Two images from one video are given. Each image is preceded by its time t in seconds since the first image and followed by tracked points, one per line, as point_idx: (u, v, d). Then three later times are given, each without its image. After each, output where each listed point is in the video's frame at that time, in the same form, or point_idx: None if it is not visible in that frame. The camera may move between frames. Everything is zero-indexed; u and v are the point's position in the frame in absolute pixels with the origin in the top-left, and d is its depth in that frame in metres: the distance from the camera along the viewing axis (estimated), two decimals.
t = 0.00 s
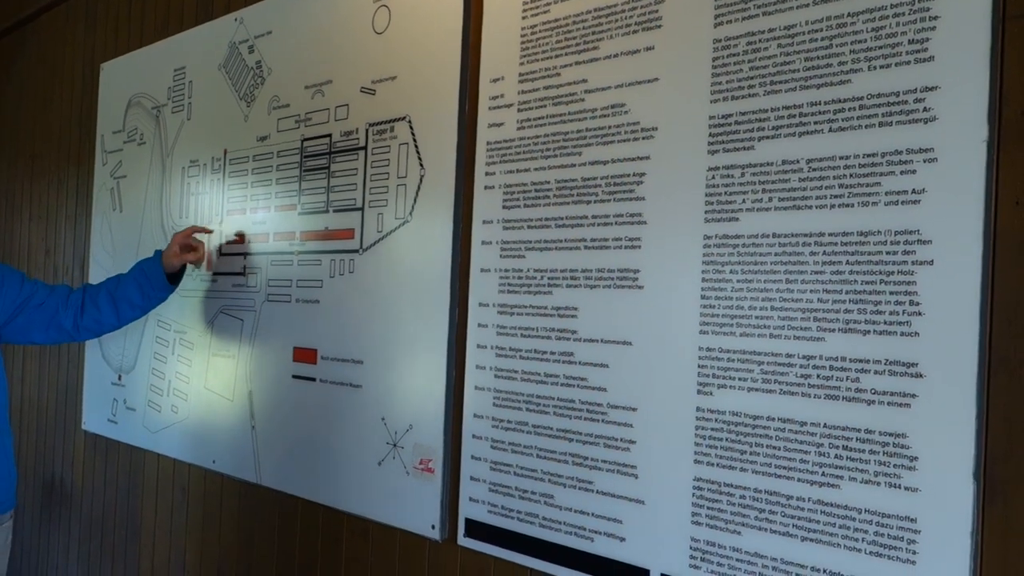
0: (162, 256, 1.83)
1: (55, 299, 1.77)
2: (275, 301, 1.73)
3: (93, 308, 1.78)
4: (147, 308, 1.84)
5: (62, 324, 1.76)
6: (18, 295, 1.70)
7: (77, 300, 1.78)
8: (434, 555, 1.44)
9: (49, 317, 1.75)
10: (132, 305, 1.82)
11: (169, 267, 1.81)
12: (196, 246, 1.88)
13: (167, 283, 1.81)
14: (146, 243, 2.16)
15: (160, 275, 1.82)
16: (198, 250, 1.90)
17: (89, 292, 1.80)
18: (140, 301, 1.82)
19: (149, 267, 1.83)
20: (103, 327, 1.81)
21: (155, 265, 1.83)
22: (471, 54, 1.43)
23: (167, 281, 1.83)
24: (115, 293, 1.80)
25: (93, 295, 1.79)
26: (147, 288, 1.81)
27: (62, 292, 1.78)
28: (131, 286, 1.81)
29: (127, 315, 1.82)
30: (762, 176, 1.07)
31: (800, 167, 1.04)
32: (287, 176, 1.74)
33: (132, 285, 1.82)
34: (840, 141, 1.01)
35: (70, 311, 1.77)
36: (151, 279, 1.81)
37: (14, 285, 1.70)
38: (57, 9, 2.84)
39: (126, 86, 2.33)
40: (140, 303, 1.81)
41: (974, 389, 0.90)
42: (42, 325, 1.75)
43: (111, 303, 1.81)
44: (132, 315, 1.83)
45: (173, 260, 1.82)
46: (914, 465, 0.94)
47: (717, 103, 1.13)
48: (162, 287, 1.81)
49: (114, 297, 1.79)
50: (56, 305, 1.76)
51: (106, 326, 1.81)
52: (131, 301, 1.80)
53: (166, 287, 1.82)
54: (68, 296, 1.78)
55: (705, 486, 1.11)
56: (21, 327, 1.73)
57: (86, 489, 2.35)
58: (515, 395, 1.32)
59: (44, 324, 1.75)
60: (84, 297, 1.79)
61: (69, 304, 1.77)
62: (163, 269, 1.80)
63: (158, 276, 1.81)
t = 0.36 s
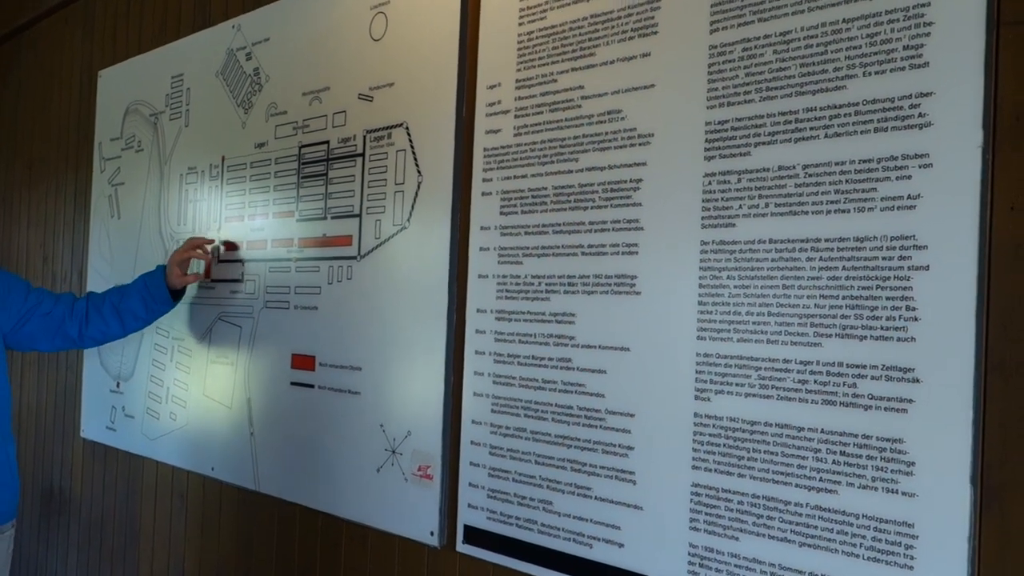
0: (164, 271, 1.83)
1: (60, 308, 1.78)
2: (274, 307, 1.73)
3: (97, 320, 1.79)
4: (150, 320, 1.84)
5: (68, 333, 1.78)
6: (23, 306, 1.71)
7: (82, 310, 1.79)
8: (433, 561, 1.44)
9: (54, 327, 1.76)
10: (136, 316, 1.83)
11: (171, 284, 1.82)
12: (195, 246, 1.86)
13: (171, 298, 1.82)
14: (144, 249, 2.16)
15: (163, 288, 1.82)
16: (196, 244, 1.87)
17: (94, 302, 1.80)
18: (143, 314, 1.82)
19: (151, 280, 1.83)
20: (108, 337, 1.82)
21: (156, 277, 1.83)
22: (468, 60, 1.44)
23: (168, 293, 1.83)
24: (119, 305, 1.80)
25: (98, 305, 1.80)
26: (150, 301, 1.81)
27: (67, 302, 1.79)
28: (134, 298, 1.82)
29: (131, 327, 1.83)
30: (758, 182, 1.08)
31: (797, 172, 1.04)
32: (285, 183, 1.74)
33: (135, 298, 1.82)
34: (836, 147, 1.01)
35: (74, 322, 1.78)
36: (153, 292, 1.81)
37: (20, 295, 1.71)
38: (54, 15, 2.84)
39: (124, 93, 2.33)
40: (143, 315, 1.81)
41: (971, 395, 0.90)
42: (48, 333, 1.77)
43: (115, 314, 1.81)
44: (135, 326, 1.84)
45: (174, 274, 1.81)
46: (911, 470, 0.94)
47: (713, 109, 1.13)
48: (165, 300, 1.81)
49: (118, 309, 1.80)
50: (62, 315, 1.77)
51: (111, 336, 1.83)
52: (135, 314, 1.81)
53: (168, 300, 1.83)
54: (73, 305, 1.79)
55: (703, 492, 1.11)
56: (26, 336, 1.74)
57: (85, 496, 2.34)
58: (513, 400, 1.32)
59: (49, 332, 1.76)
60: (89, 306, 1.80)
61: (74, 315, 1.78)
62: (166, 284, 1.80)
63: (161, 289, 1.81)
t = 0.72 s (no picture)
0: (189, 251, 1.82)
1: (75, 298, 1.79)
2: (273, 314, 1.73)
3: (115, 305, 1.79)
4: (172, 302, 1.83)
5: (86, 321, 1.79)
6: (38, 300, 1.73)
7: (98, 296, 1.79)
8: (433, 569, 1.43)
9: (69, 316, 1.77)
10: (157, 299, 1.81)
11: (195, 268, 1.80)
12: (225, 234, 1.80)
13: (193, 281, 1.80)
14: (144, 257, 2.16)
15: (185, 271, 1.80)
16: (230, 229, 1.81)
17: (111, 288, 1.80)
18: (164, 296, 1.81)
19: (173, 263, 1.81)
20: (129, 321, 1.82)
21: (178, 260, 1.80)
22: (466, 68, 1.44)
23: (190, 276, 1.81)
24: (138, 290, 1.79)
25: (115, 291, 1.79)
26: (171, 284, 1.79)
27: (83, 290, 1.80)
28: (154, 282, 1.80)
29: (152, 310, 1.82)
30: (757, 190, 1.08)
31: (795, 180, 1.05)
32: (285, 191, 1.74)
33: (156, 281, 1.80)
34: (834, 154, 1.01)
35: (91, 310, 1.79)
36: (173, 275, 1.79)
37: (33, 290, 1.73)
38: (54, 24, 2.85)
39: (124, 101, 2.33)
40: (164, 299, 1.80)
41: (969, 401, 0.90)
42: (65, 322, 1.78)
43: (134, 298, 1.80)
44: (157, 309, 1.82)
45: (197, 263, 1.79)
46: (911, 477, 0.94)
47: (711, 117, 1.13)
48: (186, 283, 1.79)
49: (138, 293, 1.79)
50: (78, 304, 1.78)
51: (131, 320, 1.82)
52: (156, 298, 1.79)
53: (190, 284, 1.81)
54: (88, 293, 1.79)
55: (702, 499, 1.11)
56: (45, 327, 1.76)
57: (84, 504, 2.34)
58: (513, 407, 1.32)
59: (66, 321, 1.78)
60: (106, 292, 1.80)
61: (90, 302, 1.78)
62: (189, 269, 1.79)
63: (182, 272, 1.79)
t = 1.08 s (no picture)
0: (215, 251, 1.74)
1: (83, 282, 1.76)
2: (274, 312, 1.73)
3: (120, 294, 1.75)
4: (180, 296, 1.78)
5: (89, 307, 1.76)
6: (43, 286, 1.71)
7: (102, 282, 1.76)
8: (433, 567, 1.43)
9: (71, 303, 1.75)
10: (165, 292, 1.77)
11: (217, 269, 1.74)
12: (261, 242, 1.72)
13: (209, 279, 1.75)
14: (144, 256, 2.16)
15: (199, 266, 1.75)
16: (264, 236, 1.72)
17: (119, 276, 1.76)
18: (173, 290, 1.76)
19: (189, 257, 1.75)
20: (132, 309, 1.79)
21: (195, 256, 1.75)
22: (466, 65, 1.44)
23: (204, 272, 1.75)
24: (147, 281, 1.75)
25: (123, 278, 1.75)
26: (182, 279, 1.75)
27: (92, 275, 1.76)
28: (166, 274, 1.75)
29: (159, 302, 1.78)
30: (757, 187, 1.08)
31: (795, 177, 1.04)
32: (285, 189, 1.74)
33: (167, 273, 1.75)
34: (834, 150, 1.01)
35: (95, 296, 1.75)
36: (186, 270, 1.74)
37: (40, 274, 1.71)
38: (54, 22, 2.85)
39: (124, 99, 2.33)
40: (172, 292, 1.76)
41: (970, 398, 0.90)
42: (67, 308, 1.76)
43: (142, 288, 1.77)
44: (165, 300, 1.78)
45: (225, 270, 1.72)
46: (912, 474, 0.94)
47: (711, 114, 1.13)
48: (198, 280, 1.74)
49: (145, 283, 1.75)
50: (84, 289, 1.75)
51: (136, 309, 1.79)
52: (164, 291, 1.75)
53: (204, 280, 1.76)
54: (94, 278, 1.76)
55: (703, 496, 1.11)
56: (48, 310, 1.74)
57: (86, 503, 2.34)
58: (513, 405, 1.32)
59: (70, 306, 1.75)
60: (113, 280, 1.76)
61: (93, 289, 1.75)
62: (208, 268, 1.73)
63: (197, 268, 1.74)
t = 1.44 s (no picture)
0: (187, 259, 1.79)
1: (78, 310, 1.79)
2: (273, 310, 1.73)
3: (116, 319, 1.78)
4: (172, 314, 1.80)
5: (88, 335, 1.79)
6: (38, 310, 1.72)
7: (102, 312, 1.80)
8: (432, 565, 1.43)
9: (72, 331, 1.78)
10: (157, 312, 1.79)
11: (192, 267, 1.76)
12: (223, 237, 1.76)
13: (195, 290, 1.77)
14: (143, 254, 2.16)
15: (183, 281, 1.77)
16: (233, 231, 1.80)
17: (113, 304, 1.80)
18: (164, 308, 1.78)
19: (170, 273, 1.78)
20: (131, 336, 1.81)
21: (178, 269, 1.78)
22: (465, 62, 1.44)
23: (188, 284, 1.78)
24: (137, 302, 1.78)
25: (118, 305, 1.79)
26: (170, 294, 1.77)
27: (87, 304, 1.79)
28: (154, 294, 1.78)
29: (153, 323, 1.80)
30: (757, 183, 1.08)
31: (795, 173, 1.04)
32: (283, 187, 1.74)
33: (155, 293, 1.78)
34: (834, 146, 1.01)
35: (96, 323, 1.79)
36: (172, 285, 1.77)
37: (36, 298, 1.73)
38: (53, 20, 2.84)
39: (123, 97, 2.33)
40: (164, 309, 1.78)
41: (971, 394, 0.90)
42: (69, 337, 1.78)
43: (136, 312, 1.79)
44: (159, 321, 1.81)
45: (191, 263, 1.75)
46: (912, 470, 0.94)
47: (710, 110, 1.13)
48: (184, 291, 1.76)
49: (138, 305, 1.78)
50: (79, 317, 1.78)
51: (133, 334, 1.81)
52: (156, 310, 1.77)
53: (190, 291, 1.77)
54: (91, 308, 1.79)
55: (703, 493, 1.11)
56: (46, 341, 1.76)
57: (86, 501, 2.34)
58: (512, 402, 1.31)
59: (69, 335, 1.77)
60: (109, 308, 1.80)
61: (93, 317, 1.79)
62: (186, 273, 1.75)
63: (179, 280, 1.76)
